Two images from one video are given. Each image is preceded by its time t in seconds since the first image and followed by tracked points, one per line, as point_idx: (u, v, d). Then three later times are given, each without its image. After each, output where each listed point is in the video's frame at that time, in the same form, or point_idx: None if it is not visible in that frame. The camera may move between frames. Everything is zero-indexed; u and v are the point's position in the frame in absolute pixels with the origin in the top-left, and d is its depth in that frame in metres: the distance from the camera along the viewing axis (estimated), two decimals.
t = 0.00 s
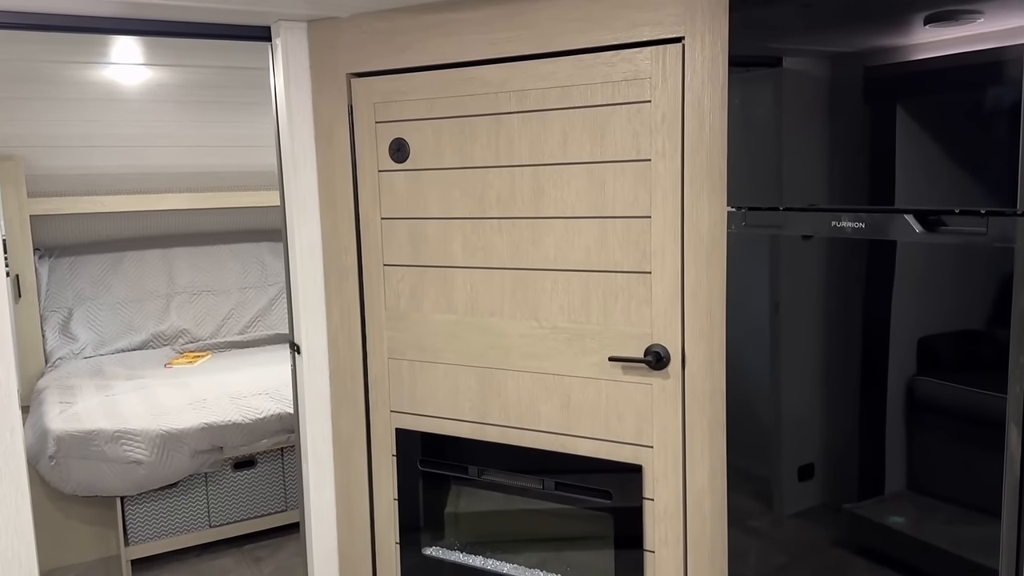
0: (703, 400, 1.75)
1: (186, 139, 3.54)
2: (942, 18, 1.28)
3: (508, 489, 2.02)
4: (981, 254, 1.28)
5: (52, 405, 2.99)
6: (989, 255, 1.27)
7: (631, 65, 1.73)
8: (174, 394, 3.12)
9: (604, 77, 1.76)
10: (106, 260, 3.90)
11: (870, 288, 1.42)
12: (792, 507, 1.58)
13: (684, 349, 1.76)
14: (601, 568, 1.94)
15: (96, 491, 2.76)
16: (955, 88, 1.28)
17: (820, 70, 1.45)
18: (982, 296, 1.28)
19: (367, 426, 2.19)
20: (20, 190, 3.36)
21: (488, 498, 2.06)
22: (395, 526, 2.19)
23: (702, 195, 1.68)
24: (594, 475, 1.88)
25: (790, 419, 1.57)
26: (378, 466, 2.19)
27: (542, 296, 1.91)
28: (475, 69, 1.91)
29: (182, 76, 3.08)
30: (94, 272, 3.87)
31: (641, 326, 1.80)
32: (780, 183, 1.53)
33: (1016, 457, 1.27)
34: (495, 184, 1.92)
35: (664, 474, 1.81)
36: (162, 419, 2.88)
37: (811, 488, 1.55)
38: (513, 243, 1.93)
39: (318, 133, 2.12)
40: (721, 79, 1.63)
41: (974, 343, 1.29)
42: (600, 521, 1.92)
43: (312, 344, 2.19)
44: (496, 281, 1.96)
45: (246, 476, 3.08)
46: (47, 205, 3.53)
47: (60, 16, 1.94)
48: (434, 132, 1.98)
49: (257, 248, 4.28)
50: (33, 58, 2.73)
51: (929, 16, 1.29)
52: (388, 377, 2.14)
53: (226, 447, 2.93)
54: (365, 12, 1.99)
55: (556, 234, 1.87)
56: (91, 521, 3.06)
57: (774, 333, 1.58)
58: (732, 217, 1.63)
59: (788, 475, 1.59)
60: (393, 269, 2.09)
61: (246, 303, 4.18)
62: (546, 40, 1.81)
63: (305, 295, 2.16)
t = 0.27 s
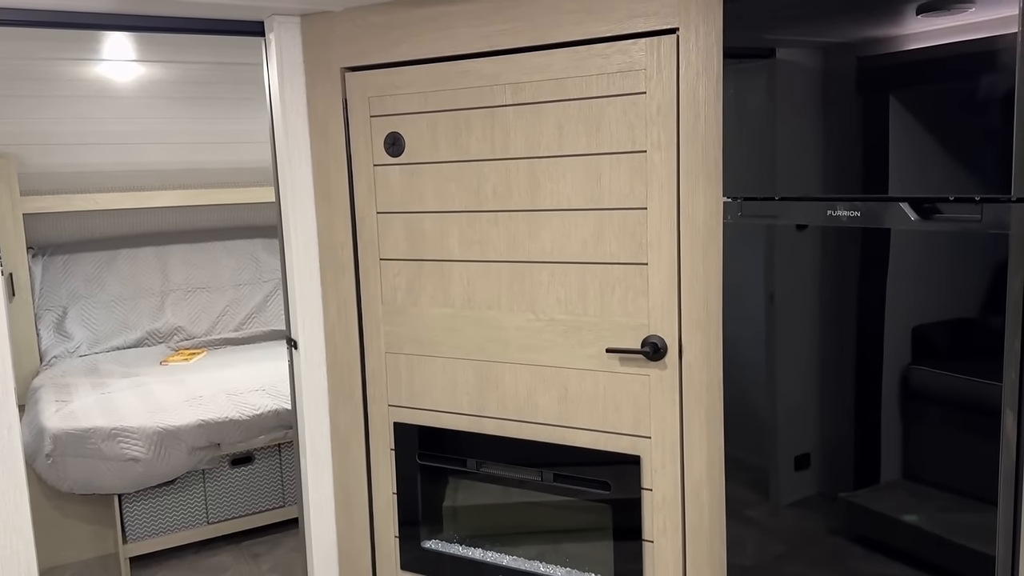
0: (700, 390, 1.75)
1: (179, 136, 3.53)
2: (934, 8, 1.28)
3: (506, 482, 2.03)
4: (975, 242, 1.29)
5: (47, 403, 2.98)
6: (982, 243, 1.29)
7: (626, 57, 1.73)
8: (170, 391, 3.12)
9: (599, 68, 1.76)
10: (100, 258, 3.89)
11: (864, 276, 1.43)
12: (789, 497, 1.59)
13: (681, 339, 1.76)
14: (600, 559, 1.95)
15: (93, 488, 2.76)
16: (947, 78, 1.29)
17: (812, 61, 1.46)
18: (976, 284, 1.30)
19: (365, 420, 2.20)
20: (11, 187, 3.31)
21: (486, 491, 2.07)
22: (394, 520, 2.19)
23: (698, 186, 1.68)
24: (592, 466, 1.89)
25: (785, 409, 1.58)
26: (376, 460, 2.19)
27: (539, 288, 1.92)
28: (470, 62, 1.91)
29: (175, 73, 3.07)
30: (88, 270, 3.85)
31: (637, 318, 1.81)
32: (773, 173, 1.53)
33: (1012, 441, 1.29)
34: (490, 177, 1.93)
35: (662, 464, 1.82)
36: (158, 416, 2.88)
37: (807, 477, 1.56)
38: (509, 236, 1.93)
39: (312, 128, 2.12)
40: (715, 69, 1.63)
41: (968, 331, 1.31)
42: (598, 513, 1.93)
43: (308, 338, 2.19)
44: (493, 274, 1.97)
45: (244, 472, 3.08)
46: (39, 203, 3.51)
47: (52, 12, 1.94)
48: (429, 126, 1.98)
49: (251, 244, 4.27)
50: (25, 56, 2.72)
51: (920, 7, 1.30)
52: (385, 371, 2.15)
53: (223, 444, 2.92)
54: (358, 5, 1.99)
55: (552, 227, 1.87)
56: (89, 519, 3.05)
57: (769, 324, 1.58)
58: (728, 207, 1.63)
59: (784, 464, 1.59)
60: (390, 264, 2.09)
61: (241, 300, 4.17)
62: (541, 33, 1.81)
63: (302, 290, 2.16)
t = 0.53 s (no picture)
0: (699, 379, 1.76)
1: (175, 131, 3.52)
2: None
3: (506, 473, 2.03)
4: (970, 232, 1.31)
5: (45, 399, 2.98)
6: (978, 233, 1.30)
7: (624, 48, 1.73)
8: (168, 386, 3.12)
9: (597, 60, 1.76)
10: (96, 254, 3.88)
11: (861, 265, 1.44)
12: (786, 488, 1.59)
13: (679, 330, 1.77)
14: (600, 549, 1.96)
15: (92, 484, 2.76)
16: (943, 68, 1.29)
17: (807, 53, 1.46)
18: (971, 274, 1.31)
19: (364, 413, 2.20)
20: (8, 183, 3.33)
21: (486, 483, 2.07)
22: (395, 513, 2.20)
23: (696, 177, 1.69)
24: (591, 457, 1.90)
25: (782, 399, 1.58)
26: (376, 453, 2.20)
27: (537, 280, 1.92)
28: (468, 55, 1.91)
29: (172, 67, 3.08)
30: (84, 266, 3.84)
31: (636, 309, 1.81)
32: (770, 163, 1.54)
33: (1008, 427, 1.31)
34: (488, 169, 1.93)
35: (661, 454, 1.83)
36: (157, 411, 2.87)
37: (803, 468, 1.56)
38: (507, 229, 1.93)
39: (310, 121, 2.12)
40: (713, 60, 1.64)
41: (964, 321, 1.33)
42: (598, 504, 1.94)
43: (307, 332, 2.19)
44: (491, 267, 1.97)
45: (242, 467, 3.08)
46: (34, 199, 3.49)
47: (48, 6, 1.93)
48: (427, 118, 1.98)
49: (247, 240, 4.26)
50: (21, 52, 2.71)
51: None
52: (384, 364, 2.15)
53: (222, 438, 2.93)
54: None
55: (550, 218, 1.88)
56: (87, 514, 3.06)
57: (765, 314, 1.59)
58: (727, 197, 1.63)
59: (781, 454, 1.60)
60: (388, 257, 2.10)
61: (238, 295, 4.17)
62: (538, 25, 1.81)
63: (301, 284, 2.16)
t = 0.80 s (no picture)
0: (700, 368, 1.76)
1: (173, 123, 3.52)
2: None
3: (507, 462, 2.04)
4: (969, 221, 1.32)
5: (45, 391, 2.98)
6: (977, 222, 1.32)
7: (624, 36, 1.73)
8: (168, 378, 3.12)
9: (598, 48, 1.76)
10: (94, 246, 3.88)
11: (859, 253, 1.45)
12: (783, 478, 1.61)
13: (679, 318, 1.77)
14: (601, 536, 1.97)
15: (94, 475, 2.78)
16: (944, 56, 1.31)
17: (807, 43, 1.46)
18: (970, 262, 1.33)
19: (365, 402, 2.21)
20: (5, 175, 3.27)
21: (488, 471, 2.08)
22: (396, 501, 2.21)
23: (696, 166, 1.68)
24: (592, 445, 1.91)
25: (782, 387, 1.59)
26: (377, 442, 2.21)
27: (538, 269, 1.93)
28: (468, 44, 1.91)
29: (169, 58, 3.08)
30: (83, 258, 3.83)
31: (637, 297, 1.82)
32: (769, 152, 1.54)
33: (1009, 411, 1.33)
34: (489, 158, 1.93)
35: (662, 441, 1.84)
36: (157, 403, 2.88)
37: (802, 457, 1.58)
38: (508, 218, 1.94)
39: (309, 111, 2.12)
40: (714, 49, 1.63)
41: (961, 310, 1.35)
42: (600, 491, 1.94)
43: (308, 322, 2.20)
44: (492, 256, 1.98)
45: (243, 457, 3.09)
46: (32, 191, 3.48)
47: None
48: (427, 108, 1.98)
49: (245, 232, 4.26)
50: (19, 42, 2.70)
51: None
52: (385, 354, 2.16)
53: (223, 429, 2.94)
54: None
55: (551, 207, 1.88)
56: (88, 506, 3.06)
57: (765, 305, 1.59)
58: (727, 185, 1.63)
59: (779, 444, 1.61)
60: (389, 246, 2.10)
61: (236, 288, 4.17)
62: (539, 13, 1.81)
63: (301, 274, 2.16)
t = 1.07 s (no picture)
0: (703, 354, 1.76)
1: (173, 113, 3.51)
2: None
3: (510, 449, 2.05)
4: (973, 207, 1.30)
5: (48, 381, 2.98)
6: (981, 207, 1.29)
7: (627, 22, 1.72)
8: (171, 367, 3.13)
9: (600, 34, 1.76)
10: (95, 237, 3.87)
11: (861, 238, 1.44)
12: (785, 465, 1.61)
13: (682, 305, 1.78)
14: (604, 523, 1.97)
15: (98, 464, 2.78)
16: (949, 43, 1.29)
17: (809, 30, 1.46)
18: (972, 248, 1.31)
19: (368, 390, 2.21)
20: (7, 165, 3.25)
21: (491, 458, 2.09)
22: (400, 489, 2.22)
23: (700, 151, 1.68)
24: (595, 432, 1.91)
25: (785, 373, 1.59)
26: (381, 430, 2.21)
27: (540, 256, 1.92)
28: (470, 30, 1.90)
29: (170, 47, 3.08)
30: (84, 248, 3.83)
31: (640, 284, 1.82)
32: (772, 137, 1.54)
33: (1014, 392, 1.31)
34: (491, 145, 1.93)
35: (665, 428, 1.84)
36: (160, 392, 2.88)
37: (804, 444, 1.58)
38: (510, 205, 1.93)
39: (311, 99, 2.11)
40: (718, 34, 1.63)
41: (964, 296, 1.33)
42: (604, 478, 1.95)
43: (309, 311, 2.19)
44: (494, 244, 1.97)
45: (246, 446, 3.10)
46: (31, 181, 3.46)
47: None
48: (429, 95, 1.98)
49: (247, 222, 4.26)
50: (18, 30, 2.69)
51: None
52: (388, 342, 2.16)
53: (225, 418, 2.95)
54: None
55: (553, 194, 1.88)
56: (91, 495, 3.07)
57: (767, 293, 1.60)
58: (730, 170, 1.63)
59: (782, 431, 1.61)
60: (391, 235, 2.10)
61: (239, 278, 4.17)
62: None
63: (304, 262, 2.16)
